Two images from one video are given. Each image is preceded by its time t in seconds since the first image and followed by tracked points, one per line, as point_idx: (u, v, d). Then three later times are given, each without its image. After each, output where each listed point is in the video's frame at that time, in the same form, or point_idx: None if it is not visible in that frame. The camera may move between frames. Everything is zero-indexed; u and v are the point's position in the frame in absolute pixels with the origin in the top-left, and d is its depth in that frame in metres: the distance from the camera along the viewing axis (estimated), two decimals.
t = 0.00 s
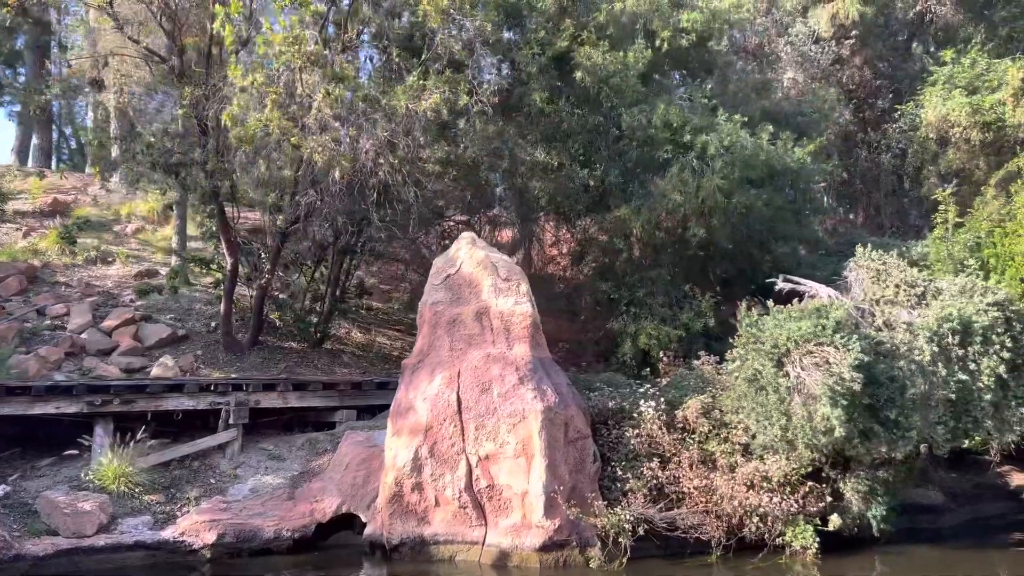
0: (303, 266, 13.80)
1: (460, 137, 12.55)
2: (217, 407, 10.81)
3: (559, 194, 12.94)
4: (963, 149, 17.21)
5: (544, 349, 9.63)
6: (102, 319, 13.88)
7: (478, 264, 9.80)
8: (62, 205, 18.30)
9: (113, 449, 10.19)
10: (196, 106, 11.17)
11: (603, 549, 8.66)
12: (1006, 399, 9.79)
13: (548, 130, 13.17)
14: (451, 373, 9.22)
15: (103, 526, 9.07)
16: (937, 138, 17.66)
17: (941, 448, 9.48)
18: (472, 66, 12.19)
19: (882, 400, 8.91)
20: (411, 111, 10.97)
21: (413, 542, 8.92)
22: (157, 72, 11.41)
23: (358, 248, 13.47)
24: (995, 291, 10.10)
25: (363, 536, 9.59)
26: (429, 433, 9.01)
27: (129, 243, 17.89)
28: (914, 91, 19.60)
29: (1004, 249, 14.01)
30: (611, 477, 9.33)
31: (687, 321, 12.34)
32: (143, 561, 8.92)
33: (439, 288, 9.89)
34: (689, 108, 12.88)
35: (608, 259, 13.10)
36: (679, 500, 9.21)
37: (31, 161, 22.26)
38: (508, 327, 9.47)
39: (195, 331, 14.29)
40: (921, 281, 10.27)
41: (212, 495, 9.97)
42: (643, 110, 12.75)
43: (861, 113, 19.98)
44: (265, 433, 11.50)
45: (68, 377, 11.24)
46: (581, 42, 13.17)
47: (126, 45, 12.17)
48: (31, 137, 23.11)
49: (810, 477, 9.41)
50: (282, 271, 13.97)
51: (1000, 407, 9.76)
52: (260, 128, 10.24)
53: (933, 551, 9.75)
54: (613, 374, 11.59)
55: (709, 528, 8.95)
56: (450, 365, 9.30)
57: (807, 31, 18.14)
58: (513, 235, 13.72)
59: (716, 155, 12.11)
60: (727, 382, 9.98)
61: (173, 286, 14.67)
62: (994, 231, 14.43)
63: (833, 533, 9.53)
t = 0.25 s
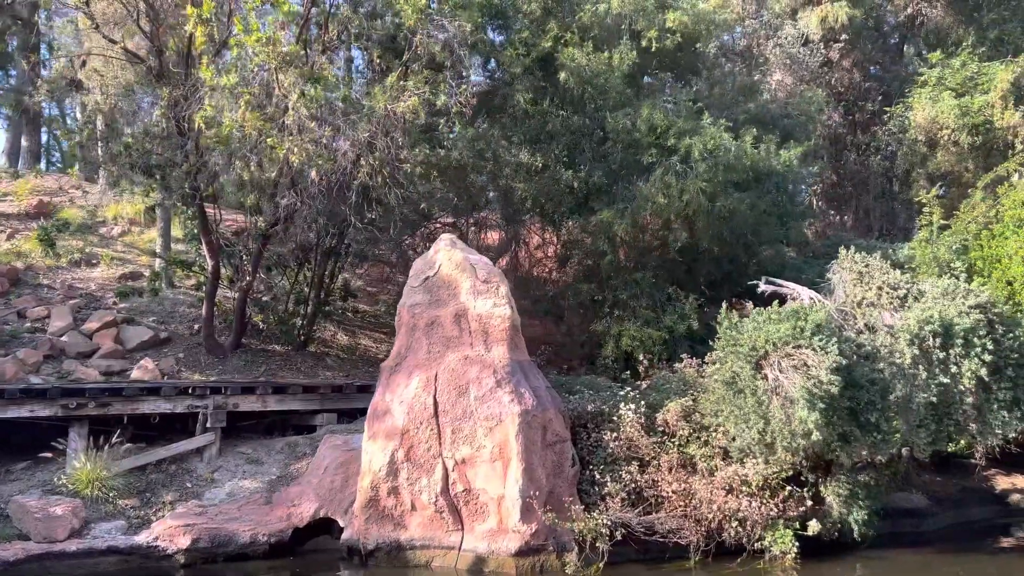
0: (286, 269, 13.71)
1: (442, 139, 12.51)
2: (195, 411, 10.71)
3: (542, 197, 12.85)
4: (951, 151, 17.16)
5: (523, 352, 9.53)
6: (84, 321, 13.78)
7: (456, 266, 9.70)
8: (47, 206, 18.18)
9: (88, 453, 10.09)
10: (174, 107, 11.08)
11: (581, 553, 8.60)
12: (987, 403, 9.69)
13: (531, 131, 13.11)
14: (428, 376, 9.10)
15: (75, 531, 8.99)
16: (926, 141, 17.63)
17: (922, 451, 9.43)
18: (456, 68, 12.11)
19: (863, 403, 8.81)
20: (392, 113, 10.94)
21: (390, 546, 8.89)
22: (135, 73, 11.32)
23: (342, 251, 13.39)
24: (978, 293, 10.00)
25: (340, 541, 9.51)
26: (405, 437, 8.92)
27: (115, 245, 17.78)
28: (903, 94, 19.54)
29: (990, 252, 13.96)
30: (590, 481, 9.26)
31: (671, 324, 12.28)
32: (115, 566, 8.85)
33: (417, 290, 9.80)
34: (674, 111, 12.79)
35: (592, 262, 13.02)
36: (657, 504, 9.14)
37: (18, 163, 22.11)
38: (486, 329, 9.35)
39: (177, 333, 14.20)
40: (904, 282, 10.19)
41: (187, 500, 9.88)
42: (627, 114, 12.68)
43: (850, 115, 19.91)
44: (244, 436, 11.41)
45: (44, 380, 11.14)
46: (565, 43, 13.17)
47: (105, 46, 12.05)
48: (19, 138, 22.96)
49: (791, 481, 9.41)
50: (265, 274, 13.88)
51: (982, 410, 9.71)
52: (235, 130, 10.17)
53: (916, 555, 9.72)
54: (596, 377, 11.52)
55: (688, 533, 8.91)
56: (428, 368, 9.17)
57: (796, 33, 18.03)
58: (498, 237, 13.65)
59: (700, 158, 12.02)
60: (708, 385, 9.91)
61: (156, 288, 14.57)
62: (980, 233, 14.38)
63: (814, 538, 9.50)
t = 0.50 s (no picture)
0: (268, 271, 13.62)
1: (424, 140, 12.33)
2: (171, 414, 10.63)
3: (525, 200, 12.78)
4: (939, 153, 17.12)
5: (501, 354, 9.43)
6: (64, 324, 13.69)
7: (434, 267, 9.61)
8: (32, 208, 18.07)
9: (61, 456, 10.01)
10: (152, 108, 11.00)
11: (556, 558, 8.51)
12: (968, 406, 9.61)
13: (514, 133, 13.04)
14: (404, 379, 9.01)
15: (45, 535, 8.89)
16: (913, 143, 17.46)
17: (903, 455, 9.37)
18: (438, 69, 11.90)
19: (841, 406, 8.72)
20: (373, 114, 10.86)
21: (364, 551, 8.78)
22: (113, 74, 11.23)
23: (324, 253, 13.30)
24: (960, 295, 9.87)
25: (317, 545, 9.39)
26: (380, 440, 8.82)
27: (100, 247, 17.68)
28: (892, 96, 19.45)
29: (976, 255, 13.92)
30: (567, 484, 9.18)
31: (654, 327, 12.22)
32: (86, 571, 8.75)
33: (395, 292, 9.70)
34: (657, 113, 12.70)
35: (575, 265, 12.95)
36: (635, 508, 9.05)
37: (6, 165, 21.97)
38: (463, 331, 9.25)
39: (159, 336, 14.10)
40: (886, 285, 10.10)
41: (162, 504, 9.78)
42: (610, 116, 12.61)
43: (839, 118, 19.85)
44: (223, 439, 11.32)
45: (20, 383, 11.05)
46: (548, 44, 13.11)
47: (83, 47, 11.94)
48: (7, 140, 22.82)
49: (770, 485, 9.32)
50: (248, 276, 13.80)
51: (964, 414, 9.63)
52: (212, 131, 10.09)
53: (897, 560, 9.67)
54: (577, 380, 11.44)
55: (666, 537, 8.81)
56: (404, 371, 9.09)
57: (785, 35, 17.92)
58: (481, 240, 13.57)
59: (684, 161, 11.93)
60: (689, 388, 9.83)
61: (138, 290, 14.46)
62: (966, 236, 14.35)
63: (793, 542, 9.41)
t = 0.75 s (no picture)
0: (250, 273, 13.53)
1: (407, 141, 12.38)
2: (148, 417, 10.54)
3: (508, 202, 12.70)
4: (927, 155, 17.04)
5: (478, 357, 9.33)
6: (44, 326, 13.58)
7: (412, 269, 9.51)
8: (16, 210, 17.93)
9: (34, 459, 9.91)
10: (129, 108, 10.91)
11: (532, 563, 8.42)
12: (949, 409, 9.53)
13: (497, 134, 12.98)
14: (379, 382, 8.91)
15: (16, 540, 8.79)
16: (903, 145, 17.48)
17: (883, 459, 9.30)
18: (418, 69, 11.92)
19: (820, 409, 8.65)
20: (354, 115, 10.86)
21: (338, 556, 8.67)
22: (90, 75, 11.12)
23: (306, 255, 13.21)
24: (942, 298, 9.82)
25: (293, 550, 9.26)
26: (355, 444, 8.73)
27: (84, 249, 17.56)
28: (879, 99, 19.27)
29: (962, 257, 13.85)
30: (544, 488, 9.09)
31: (637, 330, 12.14)
32: None
33: (372, 294, 9.59)
34: (641, 114, 12.58)
35: (558, 267, 12.87)
36: (613, 513, 8.96)
37: None
38: (440, 333, 9.15)
39: (140, 338, 13.99)
40: (867, 287, 10.04)
41: (136, 507, 9.68)
42: (593, 118, 12.54)
43: (828, 120, 19.80)
44: (200, 443, 11.22)
45: None
46: (532, 44, 13.02)
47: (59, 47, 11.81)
48: None
49: (750, 489, 9.23)
50: (230, 278, 13.70)
51: (945, 417, 9.55)
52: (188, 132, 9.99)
53: (877, 564, 9.62)
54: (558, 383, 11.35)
55: (644, 541, 8.72)
56: (379, 374, 9.00)
57: (773, 37, 17.74)
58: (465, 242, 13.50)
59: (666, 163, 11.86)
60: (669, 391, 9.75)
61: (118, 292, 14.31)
62: (952, 238, 14.29)
63: (773, 546, 9.33)
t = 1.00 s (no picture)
0: (231, 275, 13.42)
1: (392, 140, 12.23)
2: (124, 419, 10.43)
3: (491, 203, 12.62)
4: (916, 157, 16.96)
5: (456, 359, 9.24)
6: (25, 327, 13.48)
7: (389, 270, 9.41)
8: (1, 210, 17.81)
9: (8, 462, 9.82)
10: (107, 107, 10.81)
11: (508, 568, 8.33)
12: (931, 412, 9.44)
13: (481, 135, 12.86)
14: (355, 384, 8.81)
15: None
16: (891, 146, 17.34)
17: (864, 462, 9.20)
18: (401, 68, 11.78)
19: (800, 412, 8.57)
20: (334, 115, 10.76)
21: (312, 561, 8.55)
22: (67, 74, 11.03)
23: (289, 257, 13.10)
24: (923, 299, 9.76)
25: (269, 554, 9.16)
26: (330, 447, 8.62)
27: (68, 250, 17.45)
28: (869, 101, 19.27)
29: (948, 259, 13.77)
30: (522, 492, 9.00)
31: (620, 333, 12.05)
32: None
33: (349, 295, 9.48)
34: (625, 115, 12.47)
35: (542, 269, 12.79)
36: (590, 516, 8.88)
37: None
38: (417, 335, 9.05)
39: (122, 339, 13.88)
40: (849, 290, 9.96)
41: (110, 511, 9.58)
42: (576, 118, 12.46)
43: (817, 122, 19.73)
44: (178, 446, 11.12)
45: None
46: (516, 45, 12.94)
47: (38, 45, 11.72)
48: None
49: (729, 493, 9.14)
50: (212, 279, 13.59)
51: (927, 420, 9.45)
52: (165, 132, 9.91)
53: (859, 569, 9.52)
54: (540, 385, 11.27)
55: (622, 545, 8.63)
56: (355, 376, 8.89)
57: (761, 38, 17.71)
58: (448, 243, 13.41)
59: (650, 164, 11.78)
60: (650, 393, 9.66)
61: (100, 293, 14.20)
62: (939, 241, 14.21)
63: (753, 550, 9.24)
